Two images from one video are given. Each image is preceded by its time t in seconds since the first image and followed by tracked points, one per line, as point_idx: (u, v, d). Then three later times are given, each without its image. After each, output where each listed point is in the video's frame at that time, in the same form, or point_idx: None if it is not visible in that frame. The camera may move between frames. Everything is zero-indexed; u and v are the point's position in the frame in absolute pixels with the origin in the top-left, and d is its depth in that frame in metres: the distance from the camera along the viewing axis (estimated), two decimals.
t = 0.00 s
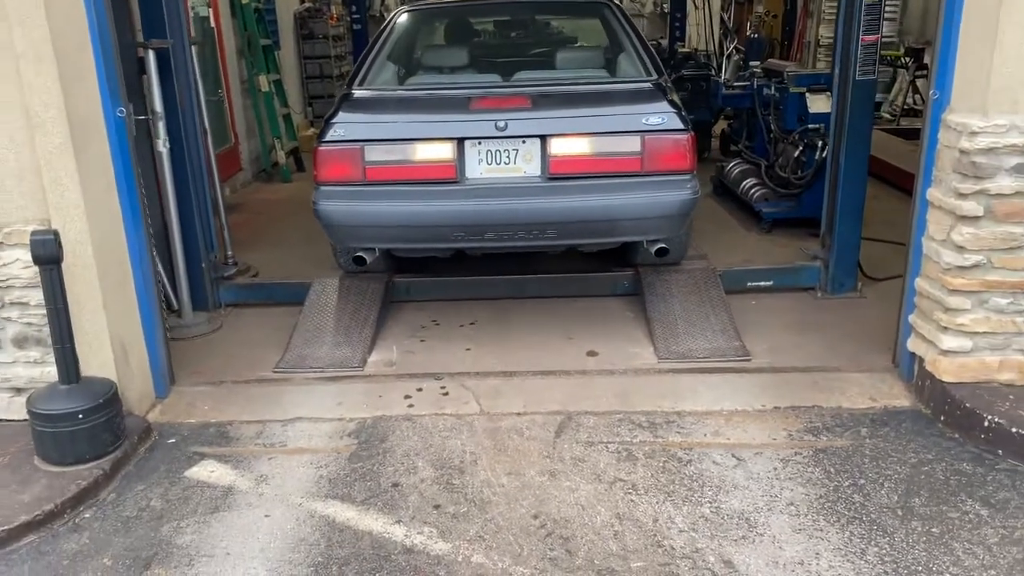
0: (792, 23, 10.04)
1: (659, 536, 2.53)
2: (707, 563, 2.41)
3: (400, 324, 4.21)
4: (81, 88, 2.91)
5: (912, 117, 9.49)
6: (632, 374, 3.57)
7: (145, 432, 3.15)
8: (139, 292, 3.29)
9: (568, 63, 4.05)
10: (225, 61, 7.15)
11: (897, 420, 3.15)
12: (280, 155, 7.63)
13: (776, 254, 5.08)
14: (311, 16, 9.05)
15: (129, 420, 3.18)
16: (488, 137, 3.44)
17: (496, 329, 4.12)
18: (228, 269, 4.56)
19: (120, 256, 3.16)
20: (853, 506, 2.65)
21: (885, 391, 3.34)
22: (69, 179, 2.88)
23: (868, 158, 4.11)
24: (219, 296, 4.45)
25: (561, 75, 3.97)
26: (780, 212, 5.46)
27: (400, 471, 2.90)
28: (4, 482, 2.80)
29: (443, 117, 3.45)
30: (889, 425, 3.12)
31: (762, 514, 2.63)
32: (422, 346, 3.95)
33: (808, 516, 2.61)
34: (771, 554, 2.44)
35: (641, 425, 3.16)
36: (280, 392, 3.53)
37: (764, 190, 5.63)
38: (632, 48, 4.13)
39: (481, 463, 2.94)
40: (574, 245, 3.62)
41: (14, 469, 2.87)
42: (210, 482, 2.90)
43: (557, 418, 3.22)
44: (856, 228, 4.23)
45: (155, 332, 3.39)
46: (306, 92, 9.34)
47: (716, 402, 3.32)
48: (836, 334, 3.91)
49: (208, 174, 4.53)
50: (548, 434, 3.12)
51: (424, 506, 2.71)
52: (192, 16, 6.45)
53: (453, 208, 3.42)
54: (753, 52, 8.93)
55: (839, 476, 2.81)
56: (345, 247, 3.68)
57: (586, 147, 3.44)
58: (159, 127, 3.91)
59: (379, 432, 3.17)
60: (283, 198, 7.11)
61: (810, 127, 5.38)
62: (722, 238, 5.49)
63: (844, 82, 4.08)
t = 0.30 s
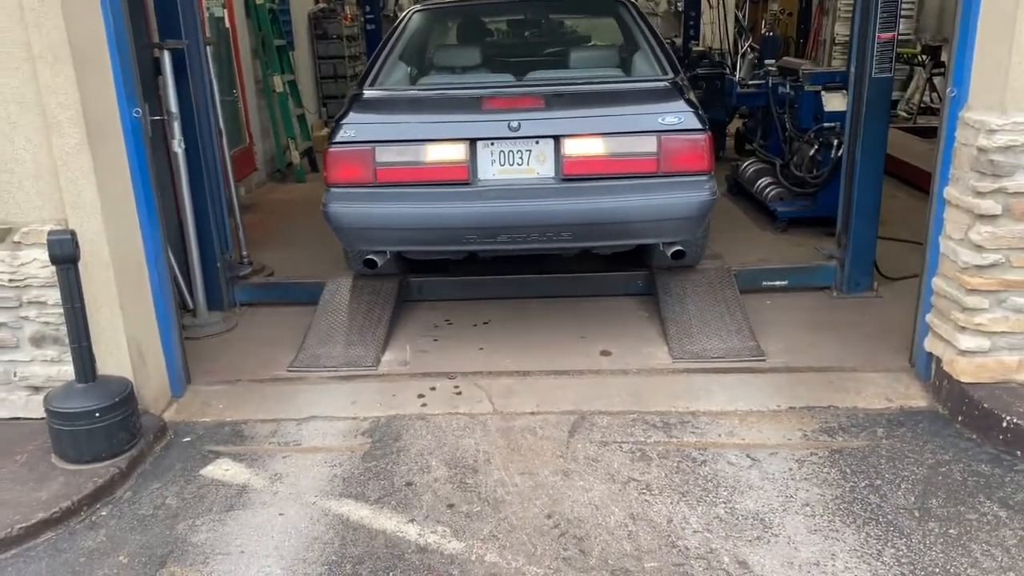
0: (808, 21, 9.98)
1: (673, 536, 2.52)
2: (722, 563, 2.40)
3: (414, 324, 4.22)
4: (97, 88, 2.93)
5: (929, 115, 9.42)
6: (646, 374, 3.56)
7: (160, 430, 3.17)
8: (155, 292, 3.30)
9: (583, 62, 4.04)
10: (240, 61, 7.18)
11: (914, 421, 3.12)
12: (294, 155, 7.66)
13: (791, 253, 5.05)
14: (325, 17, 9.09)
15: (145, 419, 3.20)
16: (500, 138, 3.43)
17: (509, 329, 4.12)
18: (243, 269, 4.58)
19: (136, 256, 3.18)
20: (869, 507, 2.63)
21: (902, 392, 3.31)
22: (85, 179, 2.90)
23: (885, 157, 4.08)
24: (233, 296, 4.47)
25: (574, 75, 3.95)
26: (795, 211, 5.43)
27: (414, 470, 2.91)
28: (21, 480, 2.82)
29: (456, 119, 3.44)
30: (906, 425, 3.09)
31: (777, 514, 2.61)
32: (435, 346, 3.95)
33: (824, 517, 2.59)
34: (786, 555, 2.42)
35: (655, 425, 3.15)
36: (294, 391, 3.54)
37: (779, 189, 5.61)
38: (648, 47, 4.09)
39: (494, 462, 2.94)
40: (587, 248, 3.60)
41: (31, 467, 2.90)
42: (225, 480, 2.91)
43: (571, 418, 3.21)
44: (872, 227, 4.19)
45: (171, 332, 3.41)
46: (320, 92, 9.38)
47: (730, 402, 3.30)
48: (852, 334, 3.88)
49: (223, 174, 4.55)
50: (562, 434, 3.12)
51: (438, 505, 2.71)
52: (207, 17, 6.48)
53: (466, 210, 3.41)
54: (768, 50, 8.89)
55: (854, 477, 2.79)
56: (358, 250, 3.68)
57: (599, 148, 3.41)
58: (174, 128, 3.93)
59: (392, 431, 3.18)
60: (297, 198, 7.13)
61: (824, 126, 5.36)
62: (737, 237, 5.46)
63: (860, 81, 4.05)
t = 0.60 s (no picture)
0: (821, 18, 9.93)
1: (689, 535, 2.51)
2: (738, 562, 2.39)
3: (427, 322, 4.22)
4: (113, 87, 2.95)
5: (944, 112, 9.34)
6: (660, 371, 3.55)
7: (176, 428, 3.18)
8: (170, 290, 3.31)
9: (598, 59, 4.01)
10: (253, 60, 7.20)
11: (931, 419, 3.10)
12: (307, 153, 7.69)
13: (805, 251, 5.02)
14: (337, 15, 9.09)
15: (160, 416, 3.22)
16: (512, 138, 3.28)
17: (523, 327, 4.11)
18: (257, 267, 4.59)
19: (151, 253, 3.19)
20: (887, 506, 2.61)
21: (919, 390, 3.29)
22: (101, 176, 2.91)
23: (901, 154, 4.06)
24: (247, 294, 4.48)
25: (586, 72, 3.88)
26: (809, 208, 5.40)
27: (428, 468, 2.91)
28: (39, 476, 2.84)
29: (466, 118, 3.29)
30: (923, 424, 3.07)
31: (793, 513, 2.60)
32: (449, 344, 3.95)
33: (840, 515, 2.57)
34: (802, 553, 2.41)
35: (669, 423, 3.14)
36: (308, 388, 3.55)
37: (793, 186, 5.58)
38: (663, 42, 4.02)
39: (508, 460, 2.94)
40: (604, 251, 3.44)
41: (48, 464, 2.92)
42: (240, 477, 2.92)
43: (585, 416, 3.20)
44: (888, 224, 4.17)
45: (185, 330, 3.42)
46: (332, 90, 9.40)
47: (745, 400, 3.29)
48: (868, 332, 3.85)
49: (237, 172, 4.55)
50: (576, 431, 3.11)
51: (452, 502, 2.71)
52: (221, 16, 6.49)
53: (477, 212, 3.27)
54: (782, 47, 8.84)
55: (871, 475, 2.77)
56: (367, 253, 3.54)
57: (615, 148, 3.25)
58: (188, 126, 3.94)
59: (406, 428, 3.18)
60: (310, 196, 7.15)
61: (839, 123, 5.30)
62: (751, 235, 5.44)
63: (876, 76, 4.03)
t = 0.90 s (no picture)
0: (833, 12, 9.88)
1: (701, 529, 2.51)
2: (750, 556, 2.39)
3: (438, 316, 4.22)
4: (127, 80, 2.95)
5: (956, 107, 9.28)
6: (672, 367, 3.54)
7: (188, 421, 3.20)
8: (183, 284, 3.32)
9: (611, 58, 3.86)
10: (264, 55, 7.20)
11: (944, 415, 3.09)
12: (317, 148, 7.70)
13: (817, 246, 5.01)
14: (347, 10, 9.10)
15: (173, 409, 3.23)
16: (524, 145, 3.11)
17: (534, 322, 4.11)
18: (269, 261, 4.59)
19: (164, 246, 3.20)
20: (900, 501, 2.60)
21: (932, 385, 3.28)
22: (116, 170, 2.92)
23: (914, 148, 4.03)
24: (259, 288, 4.48)
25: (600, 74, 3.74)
26: (821, 204, 5.39)
27: (440, 461, 2.91)
28: (54, 468, 2.86)
29: (475, 125, 3.14)
30: (937, 419, 3.06)
31: (806, 508, 2.59)
32: (460, 338, 3.95)
33: (853, 510, 2.57)
34: (815, 548, 2.41)
35: (681, 418, 3.14)
36: (320, 382, 3.55)
37: (804, 181, 5.57)
38: (679, 42, 3.87)
39: (520, 453, 2.94)
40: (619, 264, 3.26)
41: (63, 455, 2.93)
42: (253, 469, 2.93)
43: (597, 410, 3.21)
44: (901, 219, 4.15)
45: (198, 323, 3.43)
46: (342, 86, 9.41)
47: (757, 395, 3.28)
48: (882, 327, 3.84)
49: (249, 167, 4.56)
50: (588, 426, 3.11)
51: (464, 495, 2.72)
52: (231, 11, 6.50)
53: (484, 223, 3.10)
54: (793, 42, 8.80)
55: (884, 471, 2.76)
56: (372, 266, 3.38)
57: (632, 156, 3.08)
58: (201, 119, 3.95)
59: (418, 422, 3.19)
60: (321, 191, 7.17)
61: (851, 118, 5.29)
62: (762, 230, 5.43)
63: (889, 70, 4.01)
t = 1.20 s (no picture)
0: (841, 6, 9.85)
1: (708, 521, 2.51)
2: (757, 547, 2.39)
3: (444, 309, 4.22)
4: (135, 72, 2.95)
5: (964, 101, 9.25)
6: (679, 360, 3.54)
7: (197, 412, 3.21)
8: (191, 274, 3.33)
9: (621, 63, 3.78)
10: (270, 47, 7.20)
11: (951, 408, 3.09)
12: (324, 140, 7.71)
13: (823, 240, 5.00)
14: (353, 2, 9.09)
15: (181, 399, 3.25)
16: (531, 170, 2.95)
17: (541, 314, 4.11)
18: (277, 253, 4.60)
19: (173, 237, 3.21)
20: (907, 494, 2.60)
21: (939, 379, 3.28)
22: (125, 160, 2.93)
23: (921, 142, 4.03)
24: (266, 280, 4.49)
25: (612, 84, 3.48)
26: (828, 198, 5.40)
27: (448, 452, 2.92)
28: (63, 457, 2.87)
29: (479, 148, 2.98)
30: (944, 413, 3.06)
31: (813, 500, 2.60)
32: (466, 331, 3.95)
33: (860, 503, 2.57)
34: (822, 540, 2.41)
35: (688, 410, 3.14)
36: (327, 374, 3.56)
37: (811, 175, 5.56)
38: (694, 51, 3.64)
39: (527, 445, 2.95)
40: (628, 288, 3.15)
41: (72, 445, 2.95)
42: (261, 459, 2.94)
43: (604, 403, 3.21)
44: (908, 214, 4.15)
45: (206, 314, 3.44)
46: (348, 78, 9.41)
47: (764, 388, 3.28)
48: (889, 322, 3.83)
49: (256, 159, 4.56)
50: (594, 418, 3.12)
51: (472, 486, 2.73)
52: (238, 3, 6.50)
53: (488, 253, 2.98)
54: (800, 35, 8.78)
55: (891, 464, 2.76)
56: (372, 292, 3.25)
57: (644, 182, 2.93)
58: (208, 111, 3.96)
59: (425, 413, 3.20)
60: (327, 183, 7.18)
61: (860, 111, 5.28)
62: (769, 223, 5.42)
63: (898, 63, 4.00)
